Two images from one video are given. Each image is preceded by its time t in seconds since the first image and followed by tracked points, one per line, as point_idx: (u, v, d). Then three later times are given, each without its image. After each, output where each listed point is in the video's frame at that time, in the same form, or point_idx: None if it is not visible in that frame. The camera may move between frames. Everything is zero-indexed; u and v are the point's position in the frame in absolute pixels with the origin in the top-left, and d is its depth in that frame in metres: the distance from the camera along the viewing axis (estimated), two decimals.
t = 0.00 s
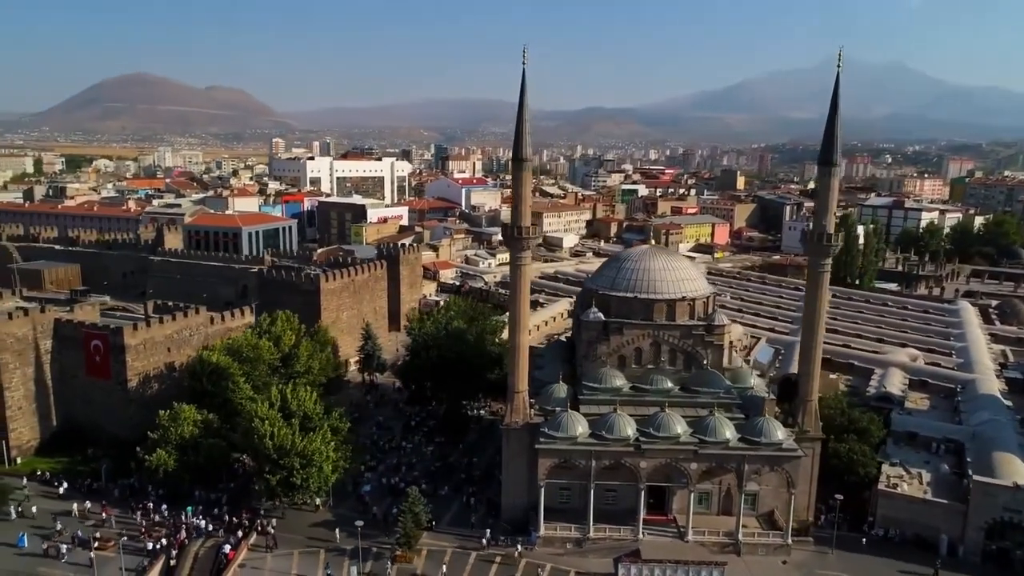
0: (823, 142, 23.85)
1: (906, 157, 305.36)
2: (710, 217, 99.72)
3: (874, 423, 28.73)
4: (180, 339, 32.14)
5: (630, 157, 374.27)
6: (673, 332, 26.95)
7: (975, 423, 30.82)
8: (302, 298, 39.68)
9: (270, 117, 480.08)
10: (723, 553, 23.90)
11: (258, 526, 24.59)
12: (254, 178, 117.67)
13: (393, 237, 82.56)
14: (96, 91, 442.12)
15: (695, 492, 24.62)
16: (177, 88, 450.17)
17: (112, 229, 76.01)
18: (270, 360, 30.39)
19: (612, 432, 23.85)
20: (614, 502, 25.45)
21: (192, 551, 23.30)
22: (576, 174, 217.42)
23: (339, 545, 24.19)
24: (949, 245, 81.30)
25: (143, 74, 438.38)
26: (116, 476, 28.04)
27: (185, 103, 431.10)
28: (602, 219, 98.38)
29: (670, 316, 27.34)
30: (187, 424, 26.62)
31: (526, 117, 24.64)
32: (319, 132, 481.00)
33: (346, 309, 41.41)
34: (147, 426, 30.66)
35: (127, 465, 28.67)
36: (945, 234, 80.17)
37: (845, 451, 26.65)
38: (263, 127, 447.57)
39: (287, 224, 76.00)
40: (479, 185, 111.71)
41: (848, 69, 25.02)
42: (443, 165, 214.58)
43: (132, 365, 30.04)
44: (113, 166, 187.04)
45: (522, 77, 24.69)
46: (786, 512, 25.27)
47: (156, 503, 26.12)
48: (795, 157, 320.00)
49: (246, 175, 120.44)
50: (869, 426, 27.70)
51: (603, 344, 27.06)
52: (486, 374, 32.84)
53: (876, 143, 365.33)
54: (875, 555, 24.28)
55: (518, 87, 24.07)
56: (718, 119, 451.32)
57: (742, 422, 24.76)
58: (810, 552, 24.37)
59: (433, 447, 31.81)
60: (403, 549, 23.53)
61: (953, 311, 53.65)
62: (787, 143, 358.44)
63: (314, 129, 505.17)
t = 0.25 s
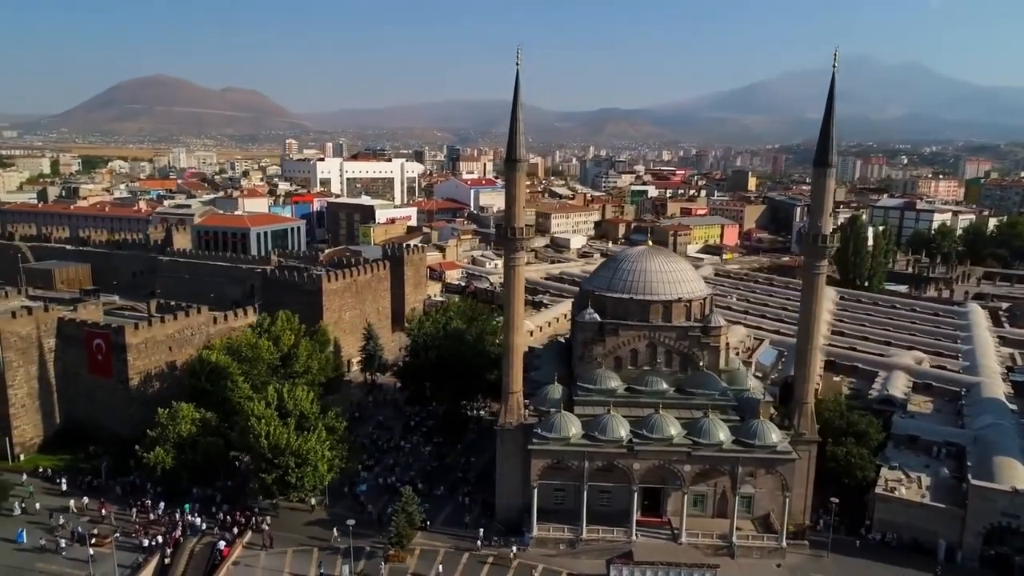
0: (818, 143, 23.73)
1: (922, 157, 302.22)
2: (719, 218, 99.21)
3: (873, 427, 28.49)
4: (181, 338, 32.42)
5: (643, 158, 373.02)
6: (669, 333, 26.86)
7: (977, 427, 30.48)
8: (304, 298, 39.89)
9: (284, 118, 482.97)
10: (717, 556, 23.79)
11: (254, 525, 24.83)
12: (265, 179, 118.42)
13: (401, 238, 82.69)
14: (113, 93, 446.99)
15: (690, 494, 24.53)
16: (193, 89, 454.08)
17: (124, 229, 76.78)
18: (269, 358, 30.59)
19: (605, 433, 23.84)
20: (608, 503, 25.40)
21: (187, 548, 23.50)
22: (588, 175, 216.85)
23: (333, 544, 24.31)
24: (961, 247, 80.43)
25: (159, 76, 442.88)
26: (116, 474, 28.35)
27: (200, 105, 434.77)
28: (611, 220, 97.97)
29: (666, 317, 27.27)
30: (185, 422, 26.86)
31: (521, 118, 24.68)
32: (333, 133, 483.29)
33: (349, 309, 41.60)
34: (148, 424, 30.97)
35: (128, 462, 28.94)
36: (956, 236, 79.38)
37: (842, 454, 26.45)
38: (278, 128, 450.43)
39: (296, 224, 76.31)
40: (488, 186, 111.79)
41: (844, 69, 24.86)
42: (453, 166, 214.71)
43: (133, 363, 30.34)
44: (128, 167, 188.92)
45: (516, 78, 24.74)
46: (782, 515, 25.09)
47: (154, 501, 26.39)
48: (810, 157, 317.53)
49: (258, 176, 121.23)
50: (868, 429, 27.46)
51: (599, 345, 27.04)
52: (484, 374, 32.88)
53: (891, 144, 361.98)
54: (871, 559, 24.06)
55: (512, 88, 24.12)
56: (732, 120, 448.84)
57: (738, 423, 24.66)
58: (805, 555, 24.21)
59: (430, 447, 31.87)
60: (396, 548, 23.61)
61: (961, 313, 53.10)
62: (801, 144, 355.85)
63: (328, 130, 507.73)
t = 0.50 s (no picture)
0: (814, 144, 23.51)
1: (940, 158, 298.45)
2: (729, 219, 98.68)
3: (872, 430, 28.22)
4: (182, 337, 32.74)
5: (657, 159, 371.64)
6: (665, 334, 26.76)
7: (980, 430, 30.09)
8: (306, 297, 40.12)
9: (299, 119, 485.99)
10: (709, 558, 23.66)
11: (248, 523, 25.09)
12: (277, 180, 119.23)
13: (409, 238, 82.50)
14: (131, 95, 452.06)
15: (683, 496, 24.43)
16: (210, 91, 458.22)
17: (135, 229, 77.59)
18: (269, 358, 30.82)
19: (597, 434, 23.80)
20: (601, 504, 25.34)
21: (182, 545, 23.78)
22: (601, 176, 216.47)
23: (326, 542, 24.45)
24: (975, 248, 79.43)
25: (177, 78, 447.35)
26: (116, 471, 28.70)
27: (217, 106, 438.77)
28: (620, 221, 97.46)
29: (661, 319, 27.20)
30: (183, 420, 27.13)
31: (514, 119, 24.68)
32: (348, 134, 485.65)
33: (351, 309, 41.80)
34: (149, 422, 31.32)
35: (128, 459, 29.28)
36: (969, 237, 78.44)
37: (839, 457, 26.20)
38: (293, 129, 453.35)
39: (305, 223, 76.77)
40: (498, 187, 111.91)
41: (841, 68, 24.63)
42: (466, 167, 214.90)
43: (134, 362, 30.68)
44: (144, 168, 190.95)
45: (510, 78, 24.74)
46: (777, 518, 24.93)
47: (152, 497, 26.70)
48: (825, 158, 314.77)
49: (270, 178, 122.12)
50: (865, 432, 27.20)
51: (594, 347, 26.97)
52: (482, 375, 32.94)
53: (909, 144, 358.09)
54: (866, 563, 23.81)
55: (505, 88, 24.12)
56: (748, 120, 446.00)
57: (732, 425, 24.51)
58: (799, 559, 24.02)
59: (428, 447, 31.95)
60: (388, 547, 23.71)
61: (971, 316, 52.46)
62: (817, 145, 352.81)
63: (343, 131, 510.41)
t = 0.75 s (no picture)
0: (808, 144, 23.36)
1: (957, 159, 294.90)
2: (739, 220, 98.12)
3: (870, 433, 27.97)
4: (183, 336, 33.03)
5: (670, 159, 370.25)
6: (659, 335, 26.69)
7: (981, 434, 29.75)
8: (308, 297, 40.33)
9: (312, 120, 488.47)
10: (702, 560, 23.55)
11: (242, 521, 25.28)
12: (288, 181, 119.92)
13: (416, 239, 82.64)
14: (147, 96, 456.40)
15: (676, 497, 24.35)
16: (225, 92, 461.66)
17: (146, 229, 78.28)
18: (268, 357, 31.03)
19: (588, 435, 23.76)
20: (594, 506, 25.30)
21: (177, 542, 24.04)
22: (612, 176, 215.89)
23: (319, 541, 24.56)
24: (987, 250, 78.47)
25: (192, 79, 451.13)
26: (116, 468, 29.00)
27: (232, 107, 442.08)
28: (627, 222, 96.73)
29: (656, 319, 27.12)
30: (180, 419, 27.38)
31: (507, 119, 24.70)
32: (361, 134, 487.54)
33: (353, 308, 42.00)
34: (149, 420, 31.62)
35: (127, 457, 29.58)
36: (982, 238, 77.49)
37: (835, 460, 25.98)
38: (306, 130, 455.70)
39: (314, 223, 77.20)
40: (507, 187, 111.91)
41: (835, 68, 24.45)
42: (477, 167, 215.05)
43: (135, 360, 30.98)
44: (159, 168, 192.72)
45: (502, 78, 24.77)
46: (772, 521, 24.76)
47: (149, 495, 26.96)
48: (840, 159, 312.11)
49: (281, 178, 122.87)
50: (862, 435, 26.97)
51: (589, 347, 26.94)
52: (479, 375, 32.97)
53: (925, 145, 354.32)
54: (860, 567, 23.60)
55: (498, 89, 24.17)
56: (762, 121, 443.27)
57: (725, 427, 24.40)
58: (793, 561, 23.84)
59: (425, 447, 32.00)
60: (380, 546, 23.78)
61: (979, 319, 51.88)
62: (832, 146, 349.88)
63: (356, 131, 512.59)
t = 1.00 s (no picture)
0: (802, 144, 23.19)
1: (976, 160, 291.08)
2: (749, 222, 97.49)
3: (868, 436, 27.68)
4: (184, 336, 33.37)
5: (685, 160, 368.55)
6: (654, 336, 26.58)
7: (983, 438, 29.35)
8: (310, 297, 40.58)
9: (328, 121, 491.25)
10: (694, 563, 23.42)
11: (237, 519, 25.46)
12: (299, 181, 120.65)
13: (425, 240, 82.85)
14: (165, 98, 461.06)
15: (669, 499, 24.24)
16: (241, 93, 465.47)
17: (157, 229, 79.05)
18: (267, 356, 31.25)
19: (580, 436, 23.71)
20: (587, 507, 25.24)
21: (172, 539, 24.25)
22: (625, 177, 215.15)
23: (312, 539, 24.67)
24: (1002, 252, 77.43)
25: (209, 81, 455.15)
26: (116, 465, 29.31)
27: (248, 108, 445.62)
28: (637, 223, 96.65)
29: (651, 321, 27.03)
30: (178, 417, 27.62)
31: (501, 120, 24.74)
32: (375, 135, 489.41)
33: (356, 309, 42.23)
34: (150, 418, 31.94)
35: (127, 454, 29.89)
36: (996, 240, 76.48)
37: (831, 463, 25.73)
38: (321, 131, 458.25)
39: (323, 224, 77.60)
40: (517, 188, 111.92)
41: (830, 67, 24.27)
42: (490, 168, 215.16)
43: (136, 359, 31.32)
44: (175, 169, 194.54)
45: (496, 79, 24.82)
46: (766, 524, 24.57)
47: (147, 492, 27.23)
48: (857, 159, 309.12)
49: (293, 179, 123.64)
50: (860, 438, 26.69)
51: (583, 348, 26.87)
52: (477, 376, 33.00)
53: (944, 145, 350.15)
54: (855, 571, 23.35)
55: (491, 90, 24.21)
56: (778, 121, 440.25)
57: (719, 429, 24.26)
58: (786, 565, 23.65)
59: (423, 447, 32.07)
60: (372, 546, 23.86)
61: (989, 321, 51.24)
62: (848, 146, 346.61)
63: (371, 132, 514.84)
